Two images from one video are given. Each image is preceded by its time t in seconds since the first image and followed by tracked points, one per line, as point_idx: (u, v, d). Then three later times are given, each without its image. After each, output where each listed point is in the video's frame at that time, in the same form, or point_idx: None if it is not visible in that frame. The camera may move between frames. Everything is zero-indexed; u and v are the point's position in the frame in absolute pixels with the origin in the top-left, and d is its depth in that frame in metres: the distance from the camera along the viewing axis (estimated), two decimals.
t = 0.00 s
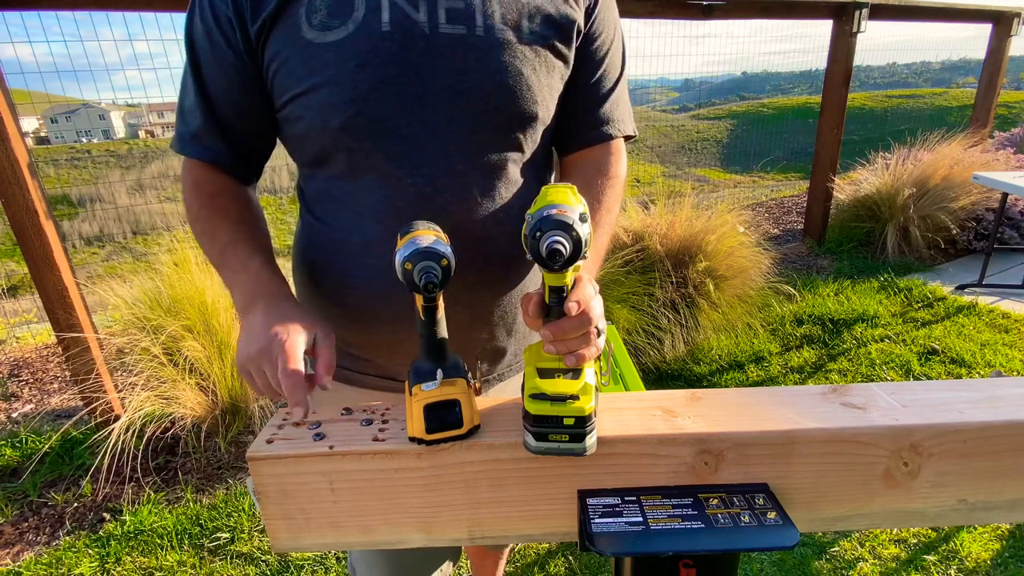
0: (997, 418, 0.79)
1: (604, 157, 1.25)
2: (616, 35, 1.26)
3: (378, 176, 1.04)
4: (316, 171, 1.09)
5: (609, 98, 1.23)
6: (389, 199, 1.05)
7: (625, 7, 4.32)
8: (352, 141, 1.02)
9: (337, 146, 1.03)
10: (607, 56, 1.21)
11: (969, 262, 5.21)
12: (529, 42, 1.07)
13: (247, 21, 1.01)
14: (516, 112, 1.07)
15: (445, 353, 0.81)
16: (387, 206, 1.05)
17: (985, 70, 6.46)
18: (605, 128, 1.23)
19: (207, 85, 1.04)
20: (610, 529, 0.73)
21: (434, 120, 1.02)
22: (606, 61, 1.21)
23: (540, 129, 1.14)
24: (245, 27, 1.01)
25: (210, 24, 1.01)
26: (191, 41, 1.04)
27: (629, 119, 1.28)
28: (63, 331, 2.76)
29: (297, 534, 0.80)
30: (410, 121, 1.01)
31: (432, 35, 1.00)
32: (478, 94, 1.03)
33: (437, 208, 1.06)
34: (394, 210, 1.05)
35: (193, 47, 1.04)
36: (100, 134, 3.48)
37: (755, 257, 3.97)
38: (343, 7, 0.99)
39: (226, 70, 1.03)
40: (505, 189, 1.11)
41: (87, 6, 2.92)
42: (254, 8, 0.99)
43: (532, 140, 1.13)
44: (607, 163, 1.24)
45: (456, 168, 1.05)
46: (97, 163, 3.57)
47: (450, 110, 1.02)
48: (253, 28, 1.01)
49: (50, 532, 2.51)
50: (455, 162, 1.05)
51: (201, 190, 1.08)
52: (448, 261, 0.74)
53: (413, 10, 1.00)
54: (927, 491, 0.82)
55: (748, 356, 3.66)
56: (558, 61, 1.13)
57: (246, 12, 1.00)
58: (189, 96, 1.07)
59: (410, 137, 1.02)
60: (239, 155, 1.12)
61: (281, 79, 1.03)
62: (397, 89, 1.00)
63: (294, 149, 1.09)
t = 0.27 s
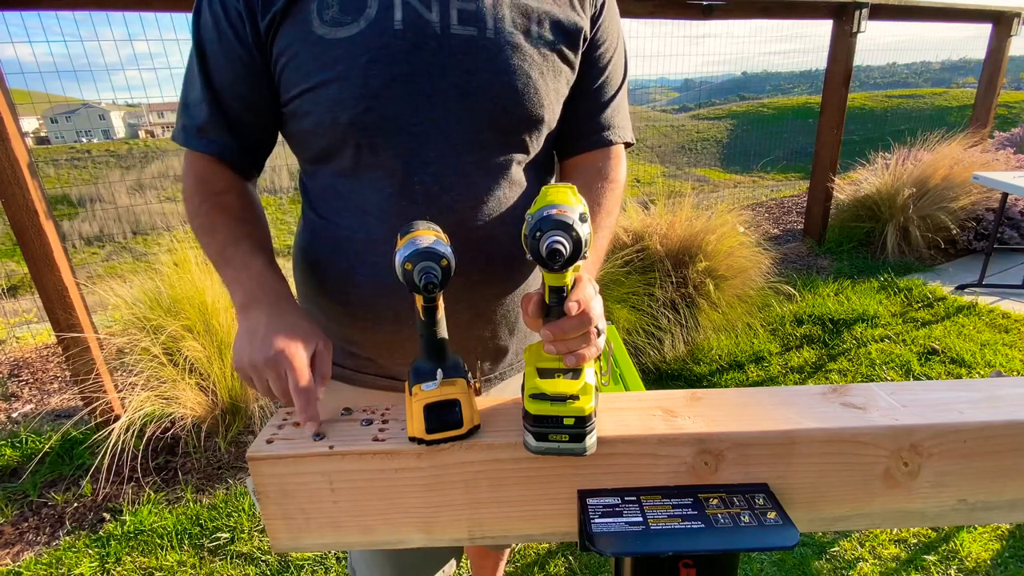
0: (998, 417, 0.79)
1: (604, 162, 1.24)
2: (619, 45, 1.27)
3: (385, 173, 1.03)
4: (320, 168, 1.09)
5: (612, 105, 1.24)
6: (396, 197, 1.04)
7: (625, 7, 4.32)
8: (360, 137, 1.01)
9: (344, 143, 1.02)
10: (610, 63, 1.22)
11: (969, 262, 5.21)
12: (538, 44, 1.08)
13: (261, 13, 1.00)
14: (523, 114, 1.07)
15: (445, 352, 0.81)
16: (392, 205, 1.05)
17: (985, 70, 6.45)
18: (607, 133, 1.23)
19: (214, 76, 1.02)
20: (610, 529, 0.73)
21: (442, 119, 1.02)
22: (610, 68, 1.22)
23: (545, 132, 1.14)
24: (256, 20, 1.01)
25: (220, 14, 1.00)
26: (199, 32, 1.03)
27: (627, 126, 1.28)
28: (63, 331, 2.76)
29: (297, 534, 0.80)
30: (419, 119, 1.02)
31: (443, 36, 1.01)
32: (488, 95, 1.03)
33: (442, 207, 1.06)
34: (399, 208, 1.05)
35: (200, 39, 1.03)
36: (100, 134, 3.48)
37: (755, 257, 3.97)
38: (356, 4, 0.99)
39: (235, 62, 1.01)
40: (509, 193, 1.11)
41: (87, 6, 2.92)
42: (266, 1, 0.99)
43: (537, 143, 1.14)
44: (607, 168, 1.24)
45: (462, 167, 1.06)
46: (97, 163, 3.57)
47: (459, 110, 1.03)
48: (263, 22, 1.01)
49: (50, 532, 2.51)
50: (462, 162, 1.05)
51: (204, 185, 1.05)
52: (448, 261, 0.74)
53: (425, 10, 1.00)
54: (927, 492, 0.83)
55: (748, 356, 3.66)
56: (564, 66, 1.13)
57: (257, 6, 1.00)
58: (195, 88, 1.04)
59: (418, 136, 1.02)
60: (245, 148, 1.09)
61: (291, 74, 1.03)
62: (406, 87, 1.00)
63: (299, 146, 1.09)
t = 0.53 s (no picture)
0: (997, 417, 0.79)
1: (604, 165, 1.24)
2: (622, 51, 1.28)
3: (381, 169, 1.03)
4: (319, 167, 1.09)
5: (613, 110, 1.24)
6: (393, 193, 1.04)
7: (625, 7, 4.32)
8: (358, 132, 1.02)
9: (343, 138, 1.03)
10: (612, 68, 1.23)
11: (969, 262, 5.21)
12: (539, 43, 1.08)
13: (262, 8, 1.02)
14: (522, 113, 1.07)
15: (445, 352, 0.81)
16: (390, 202, 1.04)
17: (985, 70, 6.46)
18: (608, 136, 1.23)
19: (212, 69, 1.04)
20: (610, 529, 0.73)
21: (440, 116, 1.02)
22: (612, 72, 1.22)
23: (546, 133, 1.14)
24: (255, 14, 1.02)
25: (221, 8, 1.02)
26: (200, 26, 1.05)
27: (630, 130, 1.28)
28: (63, 331, 2.76)
29: (298, 534, 0.80)
30: (418, 114, 1.02)
31: (443, 33, 1.01)
32: (486, 93, 1.03)
33: (442, 205, 1.06)
34: (397, 206, 1.04)
35: (201, 34, 1.05)
36: (100, 134, 3.48)
37: (755, 257, 3.97)
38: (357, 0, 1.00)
39: (233, 56, 1.03)
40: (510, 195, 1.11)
41: (87, 7, 2.93)
42: None
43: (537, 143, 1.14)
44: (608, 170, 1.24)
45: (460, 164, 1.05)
46: (98, 163, 3.57)
47: (457, 108, 1.03)
48: (263, 15, 1.02)
49: (50, 532, 2.51)
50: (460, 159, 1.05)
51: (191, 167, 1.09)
52: (448, 261, 0.74)
53: (426, 8, 1.01)
54: (927, 492, 0.82)
55: (748, 356, 3.66)
56: (566, 68, 1.14)
57: None
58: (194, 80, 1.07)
59: (417, 132, 1.02)
60: (240, 140, 1.11)
61: (289, 68, 1.04)
62: (404, 83, 1.00)
63: (297, 142, 1.09)
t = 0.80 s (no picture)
0: (997, 417, 0.79)
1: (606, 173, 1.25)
2: (624, 55, 1.28)
3: (383, 167, 1.03)
4: (320, 165, 1.10)
5: (615, 115, 1.24)
6: (394, 190, 1.04)
7: (625, 7, 4.32)
8: (360, 129, 1.02)
9: (345, 136, 1.03)
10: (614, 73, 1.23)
11: (969, 261, 5.21)
12: (542, 42, 1.08)
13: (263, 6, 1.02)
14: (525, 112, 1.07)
15: (445, 352, 0.81)
16: (392, 201, 1.04)
17: (985, 70, 6.46)
18: (613, 140, 1.24)
19: (214, 70, 1.06)
20: (610, 529, 0.73)
21: (443, 114, 1.02)
22: (615, 76, 1.23)
23: (548, 133, 1.14)
24: (256, 13, 1.02)
25: (222, 7, 1.02)
26: (202, 27, 1.06)
27: (633, 135, 1.28)
28: (63, 331, 2.76)
29: (297, 534, 0.80)
30: (420, 112, 1.01)
31: (446, 30, 1.01)
32: (490, 91, 1.03)
33: (443, 203, 1.06)
34: (399, 204, 1.04)
35: (204, 37, 1.06)
36: (100, 134, 3.47)
37: (755, 257, 3.97)
38: None
39: (235, 56, 1.04)
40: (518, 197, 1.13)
41: (87, 7, 2.93)
42: None
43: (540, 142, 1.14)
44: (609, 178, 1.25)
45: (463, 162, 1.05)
46: (98, 163, 3.57)
47: (460, 106, 1.03)
48: (264, 15, 1.02)
49: (50, 532, 2.51)
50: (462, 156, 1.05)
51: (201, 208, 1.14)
52: (448, 261, 0.74)
53: (429, 5, 1.00)
54: (927, 492, 0.82)
55: (748, 356, 3.66)
56: (569, 68, 1.14)
57: None
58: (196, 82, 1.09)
59: (419, 130, 1.02)
60: (242, 141, 1.13)
61: (292, 66, 1.03)
62: (407, 81, 1.00)
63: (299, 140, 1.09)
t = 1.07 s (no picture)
0: (997, 418, 0.79)
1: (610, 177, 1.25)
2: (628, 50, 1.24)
3: (366, 166, 1.04)
4: (314, 164, 1.12)
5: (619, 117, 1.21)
6: (379, 189, 1.04)
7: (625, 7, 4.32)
8: (342, 129, 1.03)
9: (330, 135, 1.04)
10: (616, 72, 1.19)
11: (970, 261, 5.21)
12: (529, 36, 1.06)
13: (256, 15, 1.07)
14: (510, 107, 1.04)
15: (445, 352, 0.81)
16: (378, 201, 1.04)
17: (985, 70, 6.45)
18: (620, 143, 1.22)
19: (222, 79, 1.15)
20: (610, 529, 0.73)
21: (425, 112, 1.01)
22: (619, 77, 1.20)
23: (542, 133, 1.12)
24: (250, 21, 1.08)
25: (227, 20, 1.09)
26: (212, 40, 1.15)
27: (641, 135, 1.26)
28: (63, 331, 2.76)
29: (297, 534, 0.80)
30: (399, 109, 1.01)
31: (426, 28, 1.00)
32: (473, 88, 1.02)
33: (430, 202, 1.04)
34: (384, 204, 1.04)
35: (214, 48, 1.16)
36: (100, 134, 3.47)
37: (755, 257, 3.97)
38: None
39: (237, 64, 1.12)
40: (507, 200, 1.09)
41: (88, 7, 2.93)
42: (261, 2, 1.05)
43: (533, 140, 1.11)
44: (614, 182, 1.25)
45: (446, 160, 1.03)
46: (98, 164, 3.57)
47: (443, 104, 1.01)
48: (257, 22, 1.07)
49: (50, 532, 2.51)
50: (445, 154, 1.03)
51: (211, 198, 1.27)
52: (448, 261, 0.73)
53: (409, 3, 1.00)
54: (926, 492, 0.83)
55: (748, 356, 3.66)
56: (562, 65, 1.11)
57: (250, 8, 1.07)
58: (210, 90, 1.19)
59: (399, 127, 1.01)
60: (250, 146, 1.23)
61: (281, 69, 1.07)
62: (387, 80, 1.00)
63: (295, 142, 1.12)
